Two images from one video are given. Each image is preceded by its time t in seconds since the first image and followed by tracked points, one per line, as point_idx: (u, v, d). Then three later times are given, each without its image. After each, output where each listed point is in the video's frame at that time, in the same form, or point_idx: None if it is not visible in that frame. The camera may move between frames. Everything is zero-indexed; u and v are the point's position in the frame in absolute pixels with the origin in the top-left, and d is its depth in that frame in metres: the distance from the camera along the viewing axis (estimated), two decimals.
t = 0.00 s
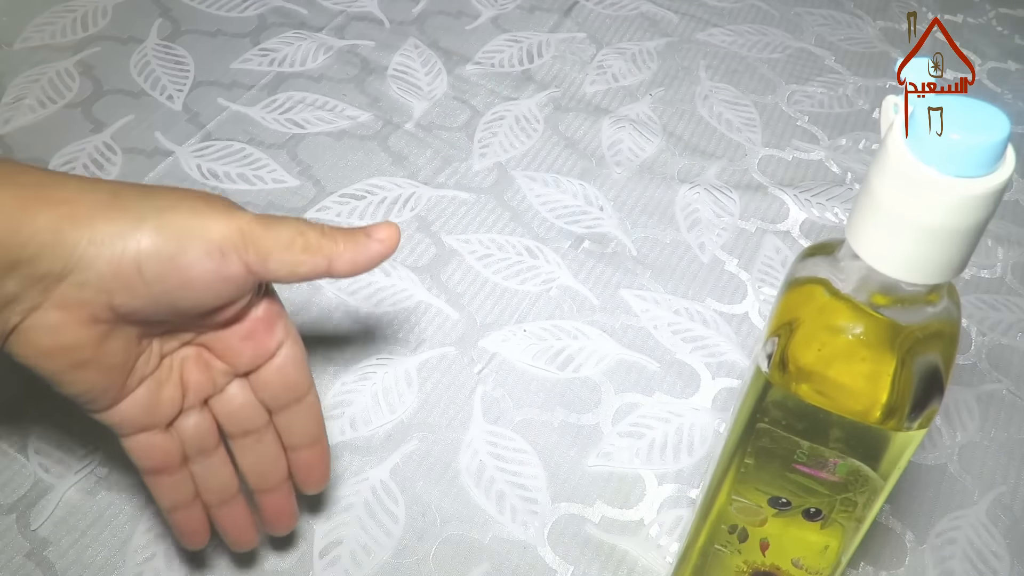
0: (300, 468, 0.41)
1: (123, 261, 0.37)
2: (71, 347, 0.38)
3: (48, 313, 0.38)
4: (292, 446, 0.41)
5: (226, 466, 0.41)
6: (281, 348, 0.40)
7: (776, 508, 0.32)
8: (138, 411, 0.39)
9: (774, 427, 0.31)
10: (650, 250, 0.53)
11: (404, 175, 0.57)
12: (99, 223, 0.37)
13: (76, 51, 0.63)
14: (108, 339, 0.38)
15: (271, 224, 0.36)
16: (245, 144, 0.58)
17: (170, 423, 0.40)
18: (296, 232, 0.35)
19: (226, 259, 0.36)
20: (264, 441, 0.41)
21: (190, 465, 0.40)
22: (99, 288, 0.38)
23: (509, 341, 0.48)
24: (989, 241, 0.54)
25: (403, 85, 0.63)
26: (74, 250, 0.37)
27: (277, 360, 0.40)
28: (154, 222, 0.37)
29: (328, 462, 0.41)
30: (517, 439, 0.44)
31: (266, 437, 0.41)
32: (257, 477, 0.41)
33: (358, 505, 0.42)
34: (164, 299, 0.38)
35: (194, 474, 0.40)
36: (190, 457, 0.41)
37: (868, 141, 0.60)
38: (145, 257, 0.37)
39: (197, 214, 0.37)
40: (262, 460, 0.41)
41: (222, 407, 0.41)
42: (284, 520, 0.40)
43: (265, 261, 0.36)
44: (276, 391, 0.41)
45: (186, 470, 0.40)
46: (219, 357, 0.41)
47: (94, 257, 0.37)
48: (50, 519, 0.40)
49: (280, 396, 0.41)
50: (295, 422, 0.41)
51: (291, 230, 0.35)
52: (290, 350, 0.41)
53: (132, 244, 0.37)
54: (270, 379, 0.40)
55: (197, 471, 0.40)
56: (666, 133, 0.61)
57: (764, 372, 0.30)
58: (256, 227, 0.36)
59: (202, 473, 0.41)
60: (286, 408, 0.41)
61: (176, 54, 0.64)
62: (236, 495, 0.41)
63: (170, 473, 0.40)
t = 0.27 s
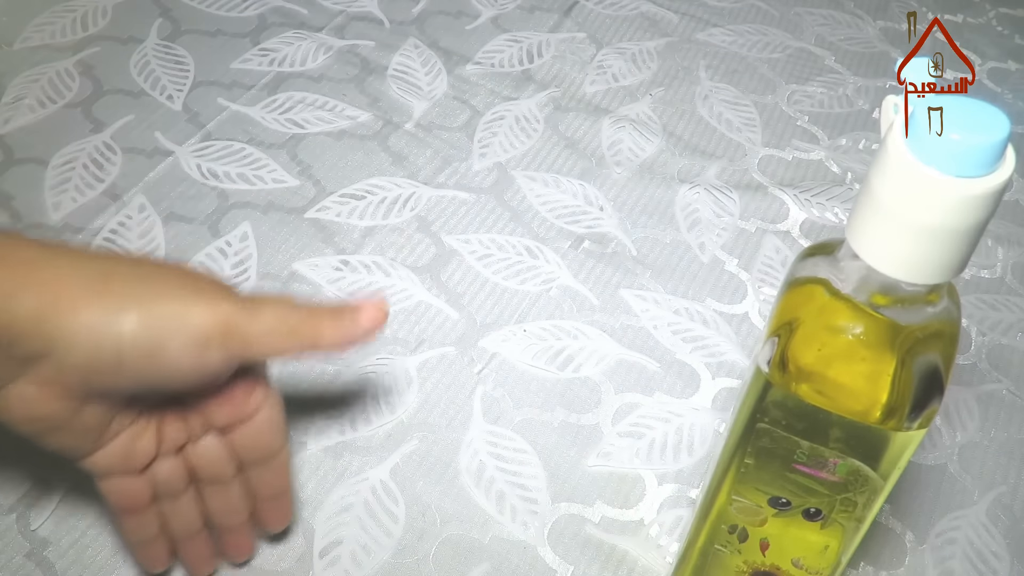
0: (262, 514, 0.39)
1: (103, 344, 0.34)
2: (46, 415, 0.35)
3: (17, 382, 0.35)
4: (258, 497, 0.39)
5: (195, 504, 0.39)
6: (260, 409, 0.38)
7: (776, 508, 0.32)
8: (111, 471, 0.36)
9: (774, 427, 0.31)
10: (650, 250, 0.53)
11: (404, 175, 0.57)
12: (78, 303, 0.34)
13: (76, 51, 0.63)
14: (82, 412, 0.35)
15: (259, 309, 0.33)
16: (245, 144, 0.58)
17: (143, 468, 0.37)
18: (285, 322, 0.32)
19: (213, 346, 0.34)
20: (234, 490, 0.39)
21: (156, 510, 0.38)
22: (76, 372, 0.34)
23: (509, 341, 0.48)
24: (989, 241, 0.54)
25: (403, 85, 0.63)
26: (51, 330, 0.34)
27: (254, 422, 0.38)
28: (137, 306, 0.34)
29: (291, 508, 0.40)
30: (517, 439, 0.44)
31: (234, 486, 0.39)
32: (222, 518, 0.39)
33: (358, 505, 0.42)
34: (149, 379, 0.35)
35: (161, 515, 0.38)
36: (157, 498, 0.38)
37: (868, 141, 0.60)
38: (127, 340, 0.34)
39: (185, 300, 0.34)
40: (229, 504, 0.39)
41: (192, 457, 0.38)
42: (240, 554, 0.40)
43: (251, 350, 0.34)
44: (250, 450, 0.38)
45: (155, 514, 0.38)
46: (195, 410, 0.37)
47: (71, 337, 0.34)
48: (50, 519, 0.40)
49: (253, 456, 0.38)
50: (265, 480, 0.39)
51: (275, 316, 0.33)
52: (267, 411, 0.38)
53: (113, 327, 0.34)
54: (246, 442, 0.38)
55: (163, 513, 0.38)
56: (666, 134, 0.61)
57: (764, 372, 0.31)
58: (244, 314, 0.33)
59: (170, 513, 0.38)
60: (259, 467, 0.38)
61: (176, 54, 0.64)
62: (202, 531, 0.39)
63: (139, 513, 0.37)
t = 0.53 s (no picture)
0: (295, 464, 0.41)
1: (145, 294, 0.37)
2: (92, 366, 0.38)
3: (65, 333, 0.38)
4: (291, 445, 0.41)
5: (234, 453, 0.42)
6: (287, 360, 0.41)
7: (776, 508, 0.32)
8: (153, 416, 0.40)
9: (774, 427, 0.31)
10: (650, 251, 0.53)
11: (404, 175, 0.57)
12: (116, 253, 0.37)
13: (76, 52, 0.63)
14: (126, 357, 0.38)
15: (287, 250, 0.37)
16: (245, 145, 0.58)
17: (180, 420, 0.40)
18: (313, 252, 0.37)
19: (245, 292, 0.37)
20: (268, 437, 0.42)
21: (198, 460, 0.41)
22: (118, 316, 0.38)
23: (509, 341, 0.48)
24: (989, 241, 0.54)
25: (403, 85, 0.63)
26: (92, 281, 0.37)
27: (284, 369, 0.41)
28: (171, 253, 0.38)
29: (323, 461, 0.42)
30: (517, 439, 0.44)
31: (265, 436, 0.41)
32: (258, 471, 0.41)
33: (358, 505, 0.42)
34: (183, 323, 0.38)
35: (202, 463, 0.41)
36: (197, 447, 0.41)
37: (868, 141, 0.60)
38: (165, 287, 0.37)
39: (215, 249, 0.37)
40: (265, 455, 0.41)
41: (227, 408, 0.41)
42: (275, 511, 0.41)
43: (282, 287, 0.38)
44: (280, 398, 0.41)
45: (196, 463, 0.41)
46: (227, 360, 0.41)
47: (110, 285, 0.37)
48: (50, 519, 0.40)
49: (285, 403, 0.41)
50: (296, 426, 0.41)
51: (301, 251, 0.37)
52: (297, 357, 0.41)
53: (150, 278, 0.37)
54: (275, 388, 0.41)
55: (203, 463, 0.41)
56: (666, 134, 0.61)
57: (764, 372, 0.30)
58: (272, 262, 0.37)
59: (209, 463, 0.41)
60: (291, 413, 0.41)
61: (176, 54, 0.64)
62: (239, 484, 0.41)
63: (180, 465, 0.40)
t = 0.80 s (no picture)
0: (337, 366, 0.44)
1: (229, 214, 0.40)
2: (172, 278, 0.41)
3: (151, 249, 0.41)
4: (336, 348, 0.44)
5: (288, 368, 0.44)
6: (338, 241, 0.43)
7: (776, 508, 0.32)
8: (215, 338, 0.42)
9: (774, 427, 0.31)
10: (650, 251, 0.53)
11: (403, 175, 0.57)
12: (204, 171, 0.40)
13: (76, 52, 0.63)
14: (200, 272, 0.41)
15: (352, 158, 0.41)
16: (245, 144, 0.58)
17: (242, 329, 0.43)
18: (373, 165, 0.41)
19: (317, 207, 0.41)
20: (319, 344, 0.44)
21: (255, 369, 0.44)
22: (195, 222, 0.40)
23: (509, 341, 0.48)
24: (989, 241, 0.54)
25: (403, 86, 0.63)
26: (184, 204, 0.39)
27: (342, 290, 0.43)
28: (253, 174, 0.40)
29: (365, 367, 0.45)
30: (517, 439, 0.44)
31: (317, 341, 0.44)
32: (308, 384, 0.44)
33: (358, 505, 0.41)
34: (258, 241, 0.41)
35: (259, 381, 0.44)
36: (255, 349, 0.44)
37: (867, 141, 0.60)
38: (245, 207, 0.40)
39: (291, 161, 0.41)
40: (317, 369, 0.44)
41: (283, 307, 0.43)
42: (320, 412, 0.44)
43: (347, 199, 0.41)
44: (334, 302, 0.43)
45: (253, 370, 0.44)
46: (283, 270, 0.43)
47: (200, 205, 0.40)
48: (50, 519, 0.40)
49: (332, 289, 0.43)
50: (343, 332, 0.44)
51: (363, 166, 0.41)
52: (344, 258, 0.43)
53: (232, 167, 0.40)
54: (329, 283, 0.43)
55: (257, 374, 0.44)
56: (666, 134, 0.61)
57: (763, 372, 0.31)
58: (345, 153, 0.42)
59: (266, 370, 0.44)
60: (341, 319, 0.43)
61: (176, 54, 0.64)
62: (291, 389, 0.44)
63: (240, 371, 0.43)
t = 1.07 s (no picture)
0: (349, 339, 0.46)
1: (256, 196, 0.41)
2: (199, 260, 0.42)
3: (179, 232, 0.42)
4: (347, 322, 0.45)
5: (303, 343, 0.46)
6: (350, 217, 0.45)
7: (776, 508, 0.32)
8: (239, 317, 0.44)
9: (774, 427, 0.31)
10: (650, 251, 0.53)
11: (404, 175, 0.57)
12: (232, 156, 0.41)
13: (76, 52, 0.63)
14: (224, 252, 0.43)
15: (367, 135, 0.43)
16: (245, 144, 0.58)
17: (259, 305, 0.44)
18: (383, 144, 0.43)
19: (340, 185, 0.42)
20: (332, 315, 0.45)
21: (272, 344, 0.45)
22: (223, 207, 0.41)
23: (509, 341, 0.48)
24: (989, 241, 0.54)
25: (403, 86, 0.63)
26: (213, 190, 0.41)
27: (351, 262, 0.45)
28: (277, 157, 0.41)
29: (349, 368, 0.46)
30: (517, 439, 0.44)
31: (328, 312, 0.45)
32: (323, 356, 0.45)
33: (358, 505, 0.42)
34: (285, 219, 0.42)
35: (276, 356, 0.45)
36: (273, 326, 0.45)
37: (868, 141, 0.60)
38: (272, 186, 0.41)
39: (313, 143, 0.42)
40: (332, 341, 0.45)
41: (296, 281, 0.45)
42: (336, 385, 0.45)
43: (361, 177, 0.43)
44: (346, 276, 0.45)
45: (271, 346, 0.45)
46: (296, 246, 0.44)
47: (229, 188, 0.41)
48: (50, 519, 0.40)
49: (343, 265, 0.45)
50: (353, 305, 0.45)
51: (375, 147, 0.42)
52: (353, 233, 0.45)
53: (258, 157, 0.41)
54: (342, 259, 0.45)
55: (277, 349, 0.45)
56: (666, 134, 0.61)
57: (763, 372, 0.31)
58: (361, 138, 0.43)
59: (282, 345, 0.45)
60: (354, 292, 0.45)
61: (176, 54, 0.64)
62: (306, 361, 0.45)
63: (257, 346, 0.44)
